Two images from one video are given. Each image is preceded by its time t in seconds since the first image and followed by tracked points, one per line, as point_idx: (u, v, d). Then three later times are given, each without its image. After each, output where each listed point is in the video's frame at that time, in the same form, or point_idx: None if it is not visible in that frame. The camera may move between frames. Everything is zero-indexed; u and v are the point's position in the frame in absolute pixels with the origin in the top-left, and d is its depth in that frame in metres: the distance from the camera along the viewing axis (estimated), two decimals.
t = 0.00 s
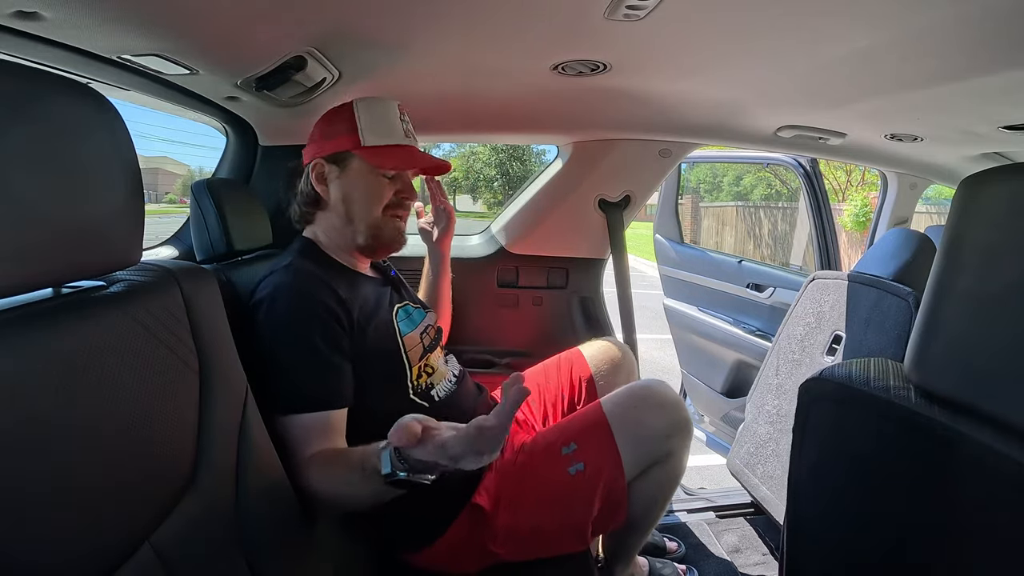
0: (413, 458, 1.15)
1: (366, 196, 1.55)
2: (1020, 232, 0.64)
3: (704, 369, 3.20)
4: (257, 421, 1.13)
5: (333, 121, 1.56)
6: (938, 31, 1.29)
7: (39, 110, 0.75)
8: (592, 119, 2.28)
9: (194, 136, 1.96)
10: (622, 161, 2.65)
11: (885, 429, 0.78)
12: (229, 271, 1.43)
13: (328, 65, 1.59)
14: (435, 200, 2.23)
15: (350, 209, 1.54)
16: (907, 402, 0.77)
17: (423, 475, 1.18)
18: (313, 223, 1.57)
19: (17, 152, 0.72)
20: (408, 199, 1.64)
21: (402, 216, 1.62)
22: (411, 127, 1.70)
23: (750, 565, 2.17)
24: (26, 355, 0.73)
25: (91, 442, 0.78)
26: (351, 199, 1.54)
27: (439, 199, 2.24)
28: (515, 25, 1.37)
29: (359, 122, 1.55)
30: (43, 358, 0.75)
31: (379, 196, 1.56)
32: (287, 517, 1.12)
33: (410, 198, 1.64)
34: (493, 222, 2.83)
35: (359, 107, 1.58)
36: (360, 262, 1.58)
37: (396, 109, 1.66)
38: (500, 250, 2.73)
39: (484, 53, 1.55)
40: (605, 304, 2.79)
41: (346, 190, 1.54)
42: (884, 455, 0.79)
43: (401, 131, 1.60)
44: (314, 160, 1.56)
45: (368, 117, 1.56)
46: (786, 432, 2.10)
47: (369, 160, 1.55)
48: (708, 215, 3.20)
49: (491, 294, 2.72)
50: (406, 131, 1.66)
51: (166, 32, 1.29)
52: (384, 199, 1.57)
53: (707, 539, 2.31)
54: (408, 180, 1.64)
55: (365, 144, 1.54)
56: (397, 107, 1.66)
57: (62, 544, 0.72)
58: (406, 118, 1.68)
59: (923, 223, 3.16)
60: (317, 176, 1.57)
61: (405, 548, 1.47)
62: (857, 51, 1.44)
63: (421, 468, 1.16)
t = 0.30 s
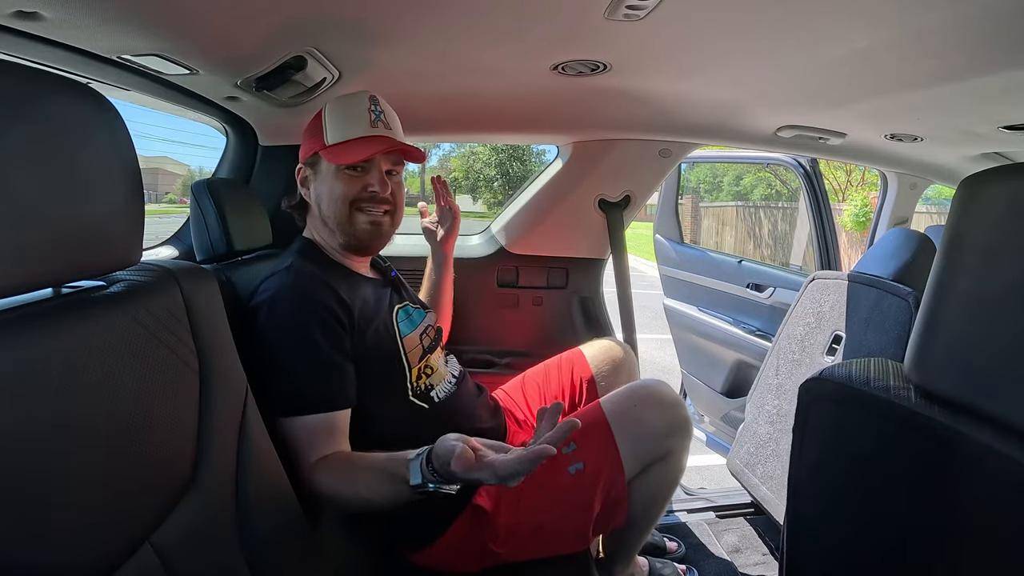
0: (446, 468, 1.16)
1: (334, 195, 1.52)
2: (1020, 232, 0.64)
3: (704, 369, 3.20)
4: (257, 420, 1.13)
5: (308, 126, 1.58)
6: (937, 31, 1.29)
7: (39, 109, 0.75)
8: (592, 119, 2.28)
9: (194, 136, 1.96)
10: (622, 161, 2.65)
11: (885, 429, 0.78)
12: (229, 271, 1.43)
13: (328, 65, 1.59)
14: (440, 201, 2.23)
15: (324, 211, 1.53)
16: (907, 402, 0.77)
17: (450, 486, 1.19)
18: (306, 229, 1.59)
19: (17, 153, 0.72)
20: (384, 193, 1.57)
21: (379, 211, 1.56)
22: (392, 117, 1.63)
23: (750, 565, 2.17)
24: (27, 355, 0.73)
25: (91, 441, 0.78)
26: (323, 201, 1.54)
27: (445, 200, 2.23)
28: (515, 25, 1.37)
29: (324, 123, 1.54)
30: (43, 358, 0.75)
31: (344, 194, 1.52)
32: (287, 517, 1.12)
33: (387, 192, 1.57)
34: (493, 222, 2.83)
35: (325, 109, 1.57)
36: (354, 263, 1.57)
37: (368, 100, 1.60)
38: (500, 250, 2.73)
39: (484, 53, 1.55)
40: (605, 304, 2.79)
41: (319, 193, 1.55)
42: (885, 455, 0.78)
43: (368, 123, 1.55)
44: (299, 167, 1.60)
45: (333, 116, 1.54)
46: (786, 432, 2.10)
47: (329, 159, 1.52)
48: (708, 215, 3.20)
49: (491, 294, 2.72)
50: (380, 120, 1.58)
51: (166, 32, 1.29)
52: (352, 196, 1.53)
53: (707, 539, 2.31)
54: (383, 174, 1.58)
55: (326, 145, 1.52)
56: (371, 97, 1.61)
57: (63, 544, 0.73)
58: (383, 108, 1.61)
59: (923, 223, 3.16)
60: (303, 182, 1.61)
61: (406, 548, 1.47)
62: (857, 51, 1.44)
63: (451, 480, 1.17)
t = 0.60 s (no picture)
0: (468, 494, 1.19)
1: (335, 199, 1.52)
2: (1020, 233, 0.64)
3: (704, 370, 3.20)
4: (257, 420, 1.12)
5: (311, 126, 1.58)
6: (937, 31, 1.29)
7: (39, 109, 0.75)
8: (592, 119, 2.28)
9: (194, 136, 1.96)
10: (622, 161, 2.65)
11: (885, 428, 0.78)
12: (229, 271, 1.43)
13: (328, 65, 1.59)
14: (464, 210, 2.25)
15: (324, 213, 1.53)
16: (906, 403, 0.77)
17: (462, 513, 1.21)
18: (305, 230, 1.59)
19: (17, 152, 0.72)
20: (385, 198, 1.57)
21: (380, 215, 1.55)
22: (397, 119, 1.62)
23: (750, 565, 2.17)
24: (28, 354, 0.74)
25: (91, 441, 0.78)
26: (324, 203, 1.53)
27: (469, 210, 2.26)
28: (515, 25, 1.37)
29: (328, 124, 1.53)
30: (44, 358, 0.75)
31: (346, 198, 1.52)
32: (287, 517, 1.12)
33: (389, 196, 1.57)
34: (493, 222, 2.82)
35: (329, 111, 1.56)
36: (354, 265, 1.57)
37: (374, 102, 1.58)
38: (500, 250, 2.73)
39: (484, 53, 1.55)
40: (605, 304, 2.78)
41: (321, 195, 1.55)
42: (885, 454, 0.78)
43: (372, 126, 1.54)
44: (301, 167, 1.60)
45: (337, 117, 1.53)
46: (786, 432, 2.10)
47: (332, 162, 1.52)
48: (708, 215, 3.20)
49: (491, 294, 2.72)
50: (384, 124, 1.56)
51: (166, 32, 1.29)
52: (354, 201, 1.52)
53: (707, 539, 2.31)
54: (385, 178, 1.57)
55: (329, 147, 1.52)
56: (376, 98, 1.60)
57: (63, 543, 0.73)
58: (387, 109, 1.60)
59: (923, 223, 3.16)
60: (305, 182, 1.61)
61: (406, 549, 1.46)
62: (857, 51, 1.44)
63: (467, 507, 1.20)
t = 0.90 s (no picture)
0: None
1: (381, 210, 1.52)
2: (1020, 233, 0.64)
3: (704, 369, 3.20)
4: (257, 421, 1.13)
5: (363, 127, 1.56)
6: (936, 31, 1.29)
7: (38, 109, 0.75)
8: (592, 119, 2.28)
9: (194, 136, 1.96)
10: (621, 161, 2.65)
11: (885, 427, 0.78)
12: (229, 271, 1.43)
13: (328, 65, 1.59)
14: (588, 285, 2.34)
15: (365, 220, 1.52)
16: (906, 403, 0.77)
17: None
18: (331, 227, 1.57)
19: (16, 152, 0.72)
20: (428, 220, 1.59)
21: (421, 235, 1.58)
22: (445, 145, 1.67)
23: (750, 565, 2.17)
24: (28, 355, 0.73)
25: (92, 440, 0.78)
26: (367, 211, 1.53)
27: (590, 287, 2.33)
28: (515, 25, 1.37)
29: (386, 134, 1.53)
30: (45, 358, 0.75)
31: (392, 215, 1.53)
32: (288, 518, 1.13)
33: (432, 219, 1.60)
34: (493, 222, 2.83)
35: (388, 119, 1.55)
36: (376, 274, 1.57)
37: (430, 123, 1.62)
38: (500, 250, 2.74)
39: (484, 53, 1.55)
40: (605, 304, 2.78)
41: (364, 201, 1.53)
42: (886, 453, 0.78)
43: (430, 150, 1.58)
44: (341, 165, 1.56)
45: (397, 129, 1.54)
46: (786, 432, 2.10)
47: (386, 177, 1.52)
48: (709, 215, 3.21)
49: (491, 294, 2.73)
50: (439, 146, 1.63)
51: (167, 33, 1.29)
52: (400, 217, 1.54)
53: (707, 539, 2.31)
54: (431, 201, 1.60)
55: (384, 159, 1.52)
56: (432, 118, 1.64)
57: (64, 543, 0.73)
58: (439, 133, 1.65)
59: (923, 223, 3.13)
60: (342, 181, 1.58)
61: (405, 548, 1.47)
62: (857, 51, 1.44)
63: None
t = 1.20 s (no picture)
0: None
1: (446, 221, 1.40)
2: (1021, 233, 0.64)
3: (704, 369, 3.20)
4: (257, 421, 1.12)
5: (444, 125, 1.42)
6: (936, 32, 1.29)
7: (39, 109, 0.75)
8: (592, 119, 2.28)
9: (194, 136, 1.96)
10: (621, 160, 2.65)
11: (886, 426, 0.78)
12: (228, 271, 1.47)
13: (328, 65, 1.59)
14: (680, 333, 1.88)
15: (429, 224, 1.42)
16: (907, 403, 0.77)
17: None
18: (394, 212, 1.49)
19: (17, 152, 0.72)
20: (494, 238, 1.46)
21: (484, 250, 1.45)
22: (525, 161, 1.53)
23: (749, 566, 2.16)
24: (27, 355, 0.73)
25: (92, 440, 0.78)
26: (433, 216, 1.41)
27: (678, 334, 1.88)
28: (515, 25, 1.37)
29: (467, 140, 1.39)
30: (45, 359, 0.75)
31: (457, 226, 1.40)
32: (287, 518, 1.12)
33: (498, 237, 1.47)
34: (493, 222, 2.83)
35: (472, 122, 1.40)
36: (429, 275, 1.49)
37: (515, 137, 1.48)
38: (500, 250, 2.74)
39: (483, 53, 1.55)
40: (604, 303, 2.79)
41: (431, 203, 1.41)
42: (887, 453, 0.78)
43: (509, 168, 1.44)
44: (414, 159, 1.44)
45: (479, 138, 1.40)
46: (786, 432, 2.10)
47: (456, 189, 1.38)
48: (708, 215, 3.23)
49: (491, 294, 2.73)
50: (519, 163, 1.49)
51: (167, 32, 1.29)
52: (464, 231, 1.41)
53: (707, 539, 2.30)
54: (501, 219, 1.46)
55: (460, 168, 1.38)
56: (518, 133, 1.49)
57: (64, 542, 0.73)
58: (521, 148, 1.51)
59: (924, 224, 3.11)
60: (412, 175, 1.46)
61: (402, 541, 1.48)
62: (857, 51, 1.44)
63: None
